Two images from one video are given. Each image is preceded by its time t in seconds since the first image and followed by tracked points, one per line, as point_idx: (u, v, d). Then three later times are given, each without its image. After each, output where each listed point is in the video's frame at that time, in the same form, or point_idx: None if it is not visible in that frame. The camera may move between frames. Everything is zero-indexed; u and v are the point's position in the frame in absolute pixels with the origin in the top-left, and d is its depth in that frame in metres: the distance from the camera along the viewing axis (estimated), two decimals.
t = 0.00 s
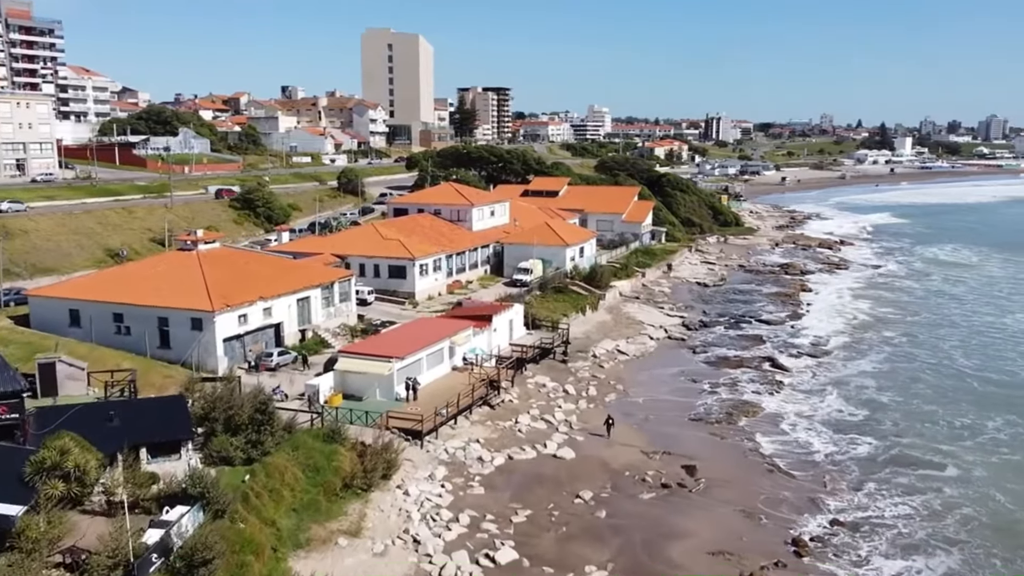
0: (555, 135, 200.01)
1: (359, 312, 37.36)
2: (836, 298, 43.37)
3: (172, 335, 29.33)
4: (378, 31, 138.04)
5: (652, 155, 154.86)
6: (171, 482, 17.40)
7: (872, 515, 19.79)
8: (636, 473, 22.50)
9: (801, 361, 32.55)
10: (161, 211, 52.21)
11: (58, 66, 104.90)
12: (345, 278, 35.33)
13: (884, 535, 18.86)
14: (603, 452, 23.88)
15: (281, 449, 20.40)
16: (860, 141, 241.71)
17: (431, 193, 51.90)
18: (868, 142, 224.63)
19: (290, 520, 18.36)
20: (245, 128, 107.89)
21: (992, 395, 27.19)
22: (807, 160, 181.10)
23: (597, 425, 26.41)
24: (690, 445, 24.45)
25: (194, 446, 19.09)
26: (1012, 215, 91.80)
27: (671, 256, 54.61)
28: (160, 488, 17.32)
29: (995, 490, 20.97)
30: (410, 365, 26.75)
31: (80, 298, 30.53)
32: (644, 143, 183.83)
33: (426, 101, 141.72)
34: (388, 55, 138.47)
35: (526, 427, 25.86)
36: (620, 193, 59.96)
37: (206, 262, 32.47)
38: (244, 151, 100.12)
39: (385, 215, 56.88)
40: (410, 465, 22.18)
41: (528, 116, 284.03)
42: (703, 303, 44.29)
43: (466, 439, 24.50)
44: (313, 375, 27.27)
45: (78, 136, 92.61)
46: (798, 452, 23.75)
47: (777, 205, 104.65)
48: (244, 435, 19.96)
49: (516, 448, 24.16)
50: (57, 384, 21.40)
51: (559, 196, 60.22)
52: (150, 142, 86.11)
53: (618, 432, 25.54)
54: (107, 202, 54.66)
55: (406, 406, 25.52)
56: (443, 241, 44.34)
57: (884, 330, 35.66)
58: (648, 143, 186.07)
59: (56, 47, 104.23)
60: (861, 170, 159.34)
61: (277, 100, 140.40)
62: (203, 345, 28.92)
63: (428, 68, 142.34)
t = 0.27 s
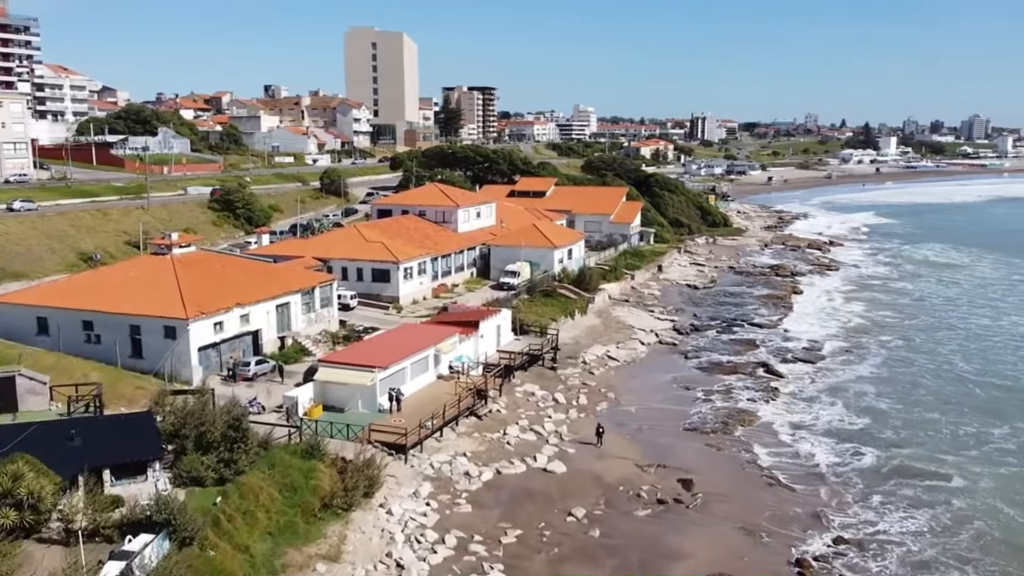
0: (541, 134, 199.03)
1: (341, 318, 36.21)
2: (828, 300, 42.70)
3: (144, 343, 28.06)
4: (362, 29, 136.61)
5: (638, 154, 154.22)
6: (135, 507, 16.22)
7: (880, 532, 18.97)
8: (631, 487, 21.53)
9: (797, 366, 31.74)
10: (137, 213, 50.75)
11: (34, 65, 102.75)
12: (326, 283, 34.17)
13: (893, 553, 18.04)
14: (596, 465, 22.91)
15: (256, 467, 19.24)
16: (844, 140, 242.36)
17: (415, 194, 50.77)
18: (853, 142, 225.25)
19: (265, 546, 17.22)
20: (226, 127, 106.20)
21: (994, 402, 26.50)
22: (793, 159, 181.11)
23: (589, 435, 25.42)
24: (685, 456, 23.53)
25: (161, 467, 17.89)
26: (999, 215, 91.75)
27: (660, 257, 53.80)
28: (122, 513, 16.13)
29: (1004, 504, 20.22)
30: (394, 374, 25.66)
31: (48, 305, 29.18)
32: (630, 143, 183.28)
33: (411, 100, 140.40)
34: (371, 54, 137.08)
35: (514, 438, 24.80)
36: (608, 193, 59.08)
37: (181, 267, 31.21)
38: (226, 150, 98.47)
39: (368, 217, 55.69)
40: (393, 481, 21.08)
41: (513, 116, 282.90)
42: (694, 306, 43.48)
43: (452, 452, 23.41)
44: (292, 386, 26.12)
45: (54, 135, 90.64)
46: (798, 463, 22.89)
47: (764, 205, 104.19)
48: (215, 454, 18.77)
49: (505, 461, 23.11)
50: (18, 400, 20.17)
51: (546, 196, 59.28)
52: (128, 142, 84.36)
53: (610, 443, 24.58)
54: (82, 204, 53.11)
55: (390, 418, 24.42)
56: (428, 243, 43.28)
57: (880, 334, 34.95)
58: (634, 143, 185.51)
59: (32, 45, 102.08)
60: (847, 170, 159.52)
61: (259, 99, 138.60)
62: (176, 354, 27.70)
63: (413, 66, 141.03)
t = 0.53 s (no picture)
0: (520, 134, 198.21)
1: (316, 324, 35.06)
2: (813, 302, 42.19)
3: (108, 353, 26.76)
4: (338, 28, 135.06)
5: (617, 154, 153.81)
6: (88, 535, 15.19)
7: (880, 547, 18.27)
8: (620, 501, 20.65)
9: (785, 370, 31.08)
10: (105, 215, 49.15)
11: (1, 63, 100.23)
12: (300, 287, 32.96)
13: (895, 569, 17.37)
14: (582, 478, 22.00)
15: (223, 487, 18.11)
16: (821, 140, 243.74)
17: (393, 196, 49.62)
18: (829, 142, 226.55)
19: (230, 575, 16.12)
20: (200, 127, 104.26)
21: (987, 407, 25.95)
22: (771, 159, 181.72)
23: (574, 446, 24.49)
24: (674, 467, 22.69)
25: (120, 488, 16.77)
26: (976, 214, 92.15)
27: (642, 259, 53.12)
28: (74, 542, 15.10)
29: (1005, 516, 19.60)
30: (370, 384, 24.58)
31: (7, 312, 27.79)
32: (609, 143, 183.01)
33: (388, 100, 139.01)
34: (349, 52, 135.60)
35: (496, 450, 23.79)
36: (589, 193, 58.29)
37: (148, 272, 29.92)
38: (199, 150, 96.61)
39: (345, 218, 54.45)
40: (370, 498, 20.02)
41: (491, 116, 281.85)
42: (678, 309, 42.75)
43: (431, 466, 22.37)
44: (264, 398, 24.99)
45: (22, 135, 88.34)
46: (792, 474, 22.15)
47: (743, 205, 104.08)
48: (179, 473, 17.63)
49: (487, 475, 22.11)
50: None
51: (526, 197, 58.38)
52: (98, 142, 82.37)
53: (596, 454, 23.68)
54: (47, 206, 51.37)
55: (366, 430, 23.36)
56: (406, 246, 42.19)
57: (867, 337, 34.44)
58: (613, 143, 185.19)
59: None
60: (825, 170, 160.21)
61: (234, 98, 136.48)
62: (142, 364, 26.43)
63: (390, 65, 139.64)
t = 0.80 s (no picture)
0: (493, 134, 197.18)
1: (283, 331, 33.82)
2: (791, 304, 41.77)
3: (61, 364, 25.33)
4: (308, 26, 133.08)
5: (591, 154, 153.39)
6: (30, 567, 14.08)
7: (873, 563, 17.64)
8: (602, 517, 19.80)
9: (766, 375, 30.48)
10: (63, 217, 47.32)
11: None
12: (267, 293, 31.68)
13: None
14: (562, 493, 21.12)
15: (181, 511, 16.95)
16: (792, 140, 245.52)
17: (364, 197, 48.38)
18: (800, 141, 228.22)
19: None
20: (166, 126, 101.88)
21: (973, 413, 25.53)
22: (743, 159, 182.48)
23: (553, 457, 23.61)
24: (657, 480, 21.90)
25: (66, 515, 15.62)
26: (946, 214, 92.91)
27: (618, 260, 52.46)
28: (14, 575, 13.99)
29: (1000, 527, 19.07)
30: (340, 396, 23.48)
31: None
32: (582, 143, 182.65)
33: (360, 99, 137.27)
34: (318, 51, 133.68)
35: (472, 463, 22.82)
36: (563, 194, 57.50)
37: (105, 278, 28.48)
38: (165, 151, 94.33)
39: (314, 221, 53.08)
40: (339, 518, 18.96)
41: (464, 116, 280.35)
42: (656, 312, 42.07)
43: (404, 482, 21.34)
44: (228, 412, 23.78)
45: None
46: (779, 485, 21.45)
47: (717, 205, 104.03)
48: (133, 496, 16.43)
49: (462, 491, 21.14)
50: None
51: (500, 198, 57.43)
52: (59, 141, 79.96)
53: (576, 467, 22.80)
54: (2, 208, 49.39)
55: (335, 444, 22.24)
56: (378, 249, 41.04)
57: (848, 340, 33.99)
58: (586, 143, 184.99)
59: None
60: (796, 169, 161.22)
61: (201, 97, 133.84)
62: (98, 376, 25.04)
63: (361, 64, 137.90)
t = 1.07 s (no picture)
0: (467, 134, 195.97)
1: (252, 339, 32.50)
2: (772, 306, 41.22)
3: (13, 378, 23.83)
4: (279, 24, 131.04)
5: (567, 154, 152.77)
6: None
7: None
8: (587, 537, 18.86)
9: (751, 382, 29.77)
10: (21, 220, 45.47)
11: None
12: (233, 299, 30.33)
13: None
14: (545, 510, 20.15)
15: (134, 543, 15.60)
16: (765, 140, 246.91)
17: (335, 199, 47.06)
18: (773, 141, 229.50)
19: None
20: (133, 126, 99.53)
21: (964, 419, 25.02)
22: (718, 159, 182.96)
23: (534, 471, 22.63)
24: (643, 496, 21.02)
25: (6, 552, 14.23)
26: (919, 213, 93.51)
27: (596, 262, 51.67)
28: None
29: (998, 540, 18.46)
30: (310, 410, 22.29)
31: None
32: (557, 142, 182.07)
33: (332, 99, 135.46)
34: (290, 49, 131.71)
35: (449, 479, 21.76)
36: (540, 194, 56.58)
37: (61, 285, 26.99)
38: (132, 151, 92.07)
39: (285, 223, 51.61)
40: (308, 544, 17.79)
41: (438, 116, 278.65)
42: (636, 316, 41.30)
43: (378, 502, 20.23)
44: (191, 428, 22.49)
45: None
46: (769, 499, 20.69)
47: (693, 206, 103.77)
48: (82, 525, 15.04)
49: (439, 510, 20.08)
50: None
51: (476, 199, 56.40)
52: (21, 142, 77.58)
53: (558, 482, 21.83)
54: None
55: (305, 461, 21.08)
56: (350, 252, 39.81)
57: (832, 343, 33.43)
58: (561, 143, 184.50)
59: None
60: (770, 169, 162.05)
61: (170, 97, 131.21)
62: (52, 390, 23.59)
63: (334, 63, 136.08)
